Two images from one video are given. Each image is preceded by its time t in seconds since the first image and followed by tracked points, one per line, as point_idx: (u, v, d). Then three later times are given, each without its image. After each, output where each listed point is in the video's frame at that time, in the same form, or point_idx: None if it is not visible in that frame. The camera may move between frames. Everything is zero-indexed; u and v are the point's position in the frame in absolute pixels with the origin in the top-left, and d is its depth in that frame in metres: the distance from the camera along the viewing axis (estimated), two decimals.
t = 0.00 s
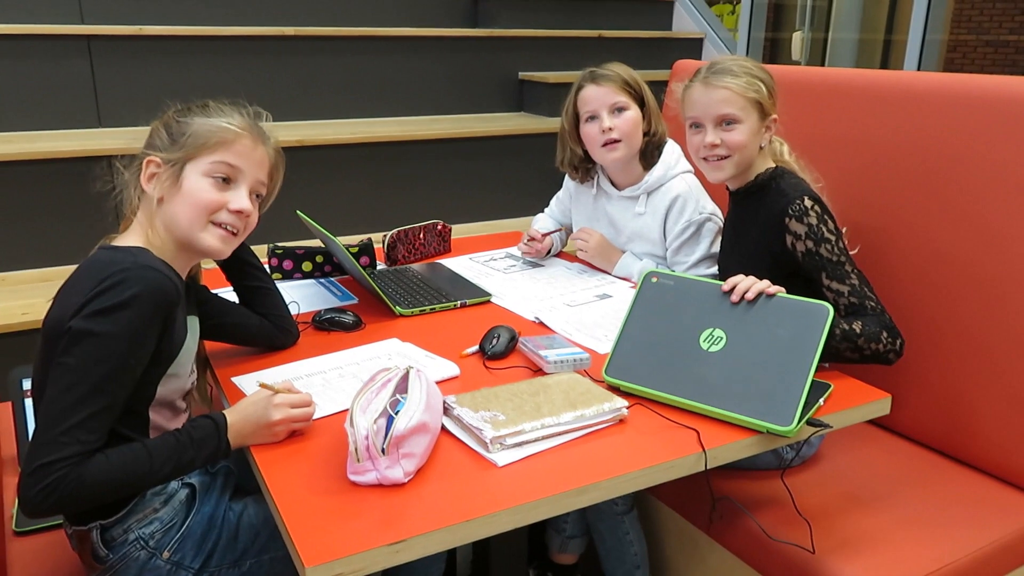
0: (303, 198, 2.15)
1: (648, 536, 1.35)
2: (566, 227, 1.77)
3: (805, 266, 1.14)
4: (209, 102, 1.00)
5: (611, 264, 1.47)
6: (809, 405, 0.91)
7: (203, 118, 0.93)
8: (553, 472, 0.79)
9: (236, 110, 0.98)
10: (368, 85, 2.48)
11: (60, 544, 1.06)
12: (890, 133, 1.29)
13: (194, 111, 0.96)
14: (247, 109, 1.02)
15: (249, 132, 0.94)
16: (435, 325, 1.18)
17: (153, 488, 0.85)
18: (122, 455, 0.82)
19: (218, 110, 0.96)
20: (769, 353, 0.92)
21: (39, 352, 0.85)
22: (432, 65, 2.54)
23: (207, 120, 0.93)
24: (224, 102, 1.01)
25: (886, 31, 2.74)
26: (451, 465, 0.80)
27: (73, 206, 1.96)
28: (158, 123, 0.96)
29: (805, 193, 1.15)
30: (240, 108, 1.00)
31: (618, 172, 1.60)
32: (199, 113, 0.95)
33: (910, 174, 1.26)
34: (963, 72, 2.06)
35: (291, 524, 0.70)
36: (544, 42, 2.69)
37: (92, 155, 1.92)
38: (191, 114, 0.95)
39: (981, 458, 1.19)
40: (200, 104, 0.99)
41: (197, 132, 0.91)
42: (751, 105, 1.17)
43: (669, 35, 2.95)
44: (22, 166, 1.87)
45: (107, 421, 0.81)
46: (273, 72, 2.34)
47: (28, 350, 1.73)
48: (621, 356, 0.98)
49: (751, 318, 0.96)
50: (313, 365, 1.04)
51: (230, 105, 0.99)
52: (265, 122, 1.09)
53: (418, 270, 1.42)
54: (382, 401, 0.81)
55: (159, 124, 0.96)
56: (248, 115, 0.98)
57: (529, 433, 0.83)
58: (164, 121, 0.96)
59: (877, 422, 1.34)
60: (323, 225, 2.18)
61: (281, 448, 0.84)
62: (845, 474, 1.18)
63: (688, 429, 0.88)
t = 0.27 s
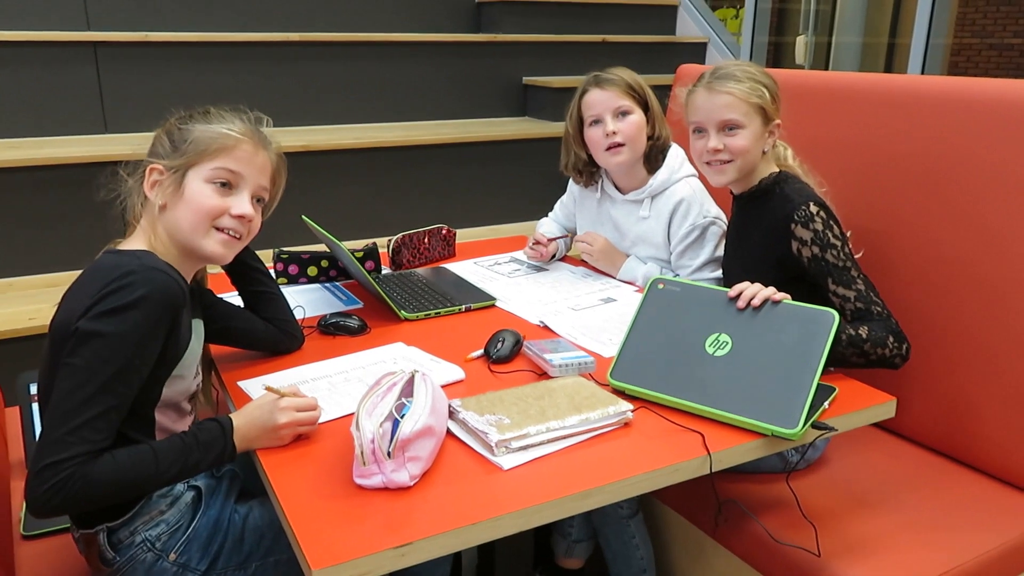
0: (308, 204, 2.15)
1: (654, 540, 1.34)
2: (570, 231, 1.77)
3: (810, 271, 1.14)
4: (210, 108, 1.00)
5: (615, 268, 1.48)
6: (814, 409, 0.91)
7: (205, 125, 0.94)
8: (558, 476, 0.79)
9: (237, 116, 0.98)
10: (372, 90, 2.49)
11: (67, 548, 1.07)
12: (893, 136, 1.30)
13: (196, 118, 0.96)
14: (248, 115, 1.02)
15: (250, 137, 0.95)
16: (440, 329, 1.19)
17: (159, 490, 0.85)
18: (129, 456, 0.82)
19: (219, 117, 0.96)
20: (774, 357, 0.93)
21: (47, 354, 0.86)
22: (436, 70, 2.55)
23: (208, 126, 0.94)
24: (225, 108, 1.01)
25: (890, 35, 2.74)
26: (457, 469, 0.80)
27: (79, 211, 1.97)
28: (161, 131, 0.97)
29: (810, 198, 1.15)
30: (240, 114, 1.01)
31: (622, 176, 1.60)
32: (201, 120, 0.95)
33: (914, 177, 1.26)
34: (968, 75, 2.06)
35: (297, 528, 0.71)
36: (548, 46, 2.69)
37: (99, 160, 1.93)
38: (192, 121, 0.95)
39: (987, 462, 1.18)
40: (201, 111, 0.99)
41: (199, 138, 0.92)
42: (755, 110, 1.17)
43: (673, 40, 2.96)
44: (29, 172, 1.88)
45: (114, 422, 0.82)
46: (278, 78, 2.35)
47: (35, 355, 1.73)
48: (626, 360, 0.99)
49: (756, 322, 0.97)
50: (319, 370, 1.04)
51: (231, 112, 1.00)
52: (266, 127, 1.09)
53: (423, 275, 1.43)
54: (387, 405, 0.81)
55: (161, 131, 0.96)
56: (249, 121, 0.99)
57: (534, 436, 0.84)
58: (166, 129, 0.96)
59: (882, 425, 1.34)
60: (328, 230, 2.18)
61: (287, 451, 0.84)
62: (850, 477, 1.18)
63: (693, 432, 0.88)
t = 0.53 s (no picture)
0: (312, 208, 2.16)
1: (658, 545, 1.34)
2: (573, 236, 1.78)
3: (814, 276, 1.14)
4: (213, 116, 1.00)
5: (619, 273, 1.48)
6: (818, 413, 0.91)
7: (206, 131, 0.94)
8: (562, 481, 0.79)
9: (239, 123, 0.99)
10: (376, 95, 2.50)
11: (71, 553, 1.07)
12: (896, 141, 1.30)
13: (198, 125, 0.97)
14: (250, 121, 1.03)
15: (252, 144, 0.95)
16: (443, 335, 1.19)
17: (162, 493, 0.85)
18: (130, 459, 0.82)
19: (221, 123, 0.97)
20: (777, 361, 0.92)
21: (49, 357, 0.86)
22: (440, 75, 2.56)
23: (210, 132, 0.94)
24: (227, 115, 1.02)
25: (894, 39, 2.74)
26: (460, 474, 0.80)
27: (84, 217, 1.97)
28: (163, 137, 0.97)
29: (814, 203, 1.15)
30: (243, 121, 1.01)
31: (625, 181, 1.60)
32: (202, 127, 0.96)
33: (917, 181, 1.26)
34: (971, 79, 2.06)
35: (301, 534, 0.71)
36: (551, 51, 2.70)
37: (104, 166, 1.94)
38: (194, 128, 0.96)
39: (992, 467, 1.18)
40: (203, 117, 1.00)
41: (201, 144, 0.92)
42: (758, 115, 1.18)
43: (676, 44, 2.96)
44: (34, 178, 1.88)
45: (116, 424, 0.82)
46: (282, 84, 2.35)
47: (39, 360, 1.74)
48: (630, 365, 0.99)
49: (758, 327, 0.96)
50: (322, 375, 1.04)
51: (234, 119, 1.00)
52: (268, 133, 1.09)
53: (427, 280, 1.43)
54: (391, 410, 0.81)
55: (163, 138, 0.97)
56: (251, 127, 0.99)
57: (538, 441, 0.84)
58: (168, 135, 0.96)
59: (887, 430, 1.34)
60: (332, 235, 2.19)
61: (290, 456, 0.84)
62: (854, 482, 1.18)
63: (696, 437, 0.88)
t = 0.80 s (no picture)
0: (310, 208, 2.16)
1: (656, 545, 1.34)
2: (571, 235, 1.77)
3: (813, 275, 1.14)
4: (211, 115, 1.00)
5: (617, 272, 1.48)
6: (816, 412, 0.91)
7: (205, 131, 0.94)
8: (560, 480, 0.79)
9: (237, 122, 0.99)
10: (373, 95, 2.50)
11: (68, 553, 1.07)
12: (894, 140, 1.30)
13: (196, 124, 0.96)
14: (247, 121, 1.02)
15: (251, 144, 0.95)
16: (441, 334, 1.18)
17: (160, 493, 0.85)
18: (130, 457, 0.82)
19: (220, 123, 0.96)
20: (775, 359, 0.92)
21: (49, 355, 0.86)
22: (437, 75, 2.56)
23: (208, 132, 0.94)
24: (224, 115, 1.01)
25: (891, 38, 2.74)
26: (458, 474, 0.80)
27: (81, 216, 1.97)
28: (161, 137, 0.97)
29: (812, 202, 1.15)
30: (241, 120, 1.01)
31: (623, 180, 1.60)
32: (201, 126, 0.95)
33: (914, 180, 1.26)
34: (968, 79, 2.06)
35: (299, 534, 0.71)
36: (548, 51, 2.70)
37: (101, 166, 1.93)
38: (192, 128, 0.95)
39: (990, 466, 1.18)
40: (201, 117, 0.99)
41: (200, 144, 0.92)
42: (754, 115, 1.18)
43: (673, 44, 2.96)
44: (31, 178, 1.88)
45: (115, 422, 0.82)
46: (279, 83, 2.35)
47: (36, 361, 1.73)
48: (628, 364, 0.99)
49: (757, 326, 0.96)
50: (320, 375, 1.04)
51: (232, 119, 1.00)
52: (266, 132, 1.09)
53: (424, 279, 1.43)
54: (388, 410, 0.81)
55: (161, 138, 0.96)
56: (249, 127, 0.99)
57: (536, 441, 0.84)
58: (167, 135, 0.96)
59: (884, 429, 1.34)
60: (329, 234, 2.19)
61: (288, 456, 0.84)
62: (852, 481, 1.18)
63: (694, 436, 0.88)
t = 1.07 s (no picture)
0: (307, 210, 2.16)
1: (653, 546, 1.34)
2: (569, 236, 1.77)
3: (812, 277, 1.14)
4: (193, 113, 0.98)
5: (614, 274, 1.48)
6: (813, 414, 0.91)
7: (191, 135, 0.93)
8: (557, 483, 0.79)
9: (221, 121, 0.98)
10: (371, 96, 2.50)
11: (65, 556, 1.06)
12: (892, 142, 1.30)
13: (178, 126, 0.95)
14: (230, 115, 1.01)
15: (238, 145, 0.94)
16: (439, 337, 1.18)
17: (157, 497, 0.85)
18: (128, 461, 0.82)
19: (203, 124, 0.95)
20: (773, 361, 0.92)
21: (47, 358, 0.86)
22: (435, 76, 2.56)
23: (193, 135, 0.93)
24: (207, 112, 1.00)
25: (888, 40, 2.74)
26: (455, 476, 0.80)
27: (79, 218, 1.97)
28: (145, 141, 0.95)
29: (808, 204, 1.15)
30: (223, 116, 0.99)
31: (620, 181, 1.60)
32: (185, 129, 0.94)
33: (912, 182, 1.26)
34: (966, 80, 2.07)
35: (295, 536, 0.71)
36: (546, 53, 2.70)
37: (99, 168, 1.93)
38: (176, 130, 0.94)
39: (987, 467, 1.18)
40: (183, 116, 0.98)
41: (187, 150, 0.91)
42: (741, 121, 1.17)
43: (671, 45, 2.96)
44: (28, 180, 1.88)
45: (114, 426, 0.81)
46: (277, 85, 2.35)
47: (33, 363, 1.73)
48: (625, 366, 0.99)
49: (755, 328, 0.96)
50: (318, 377, 1.04)
51: (214, 116, 0.98)
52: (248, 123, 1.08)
53: (422, 281, 1.43)
54: (385, 412, 0.81)
55: (145, 142, 0.95)
56: (235, 125, 0.98)
57: (533, 443, 0.83)
58: (150, 139, 0.95)
59: (882, 430, 1.34)
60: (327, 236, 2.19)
61: (285, 459, 0.84)
62: (850, 482, 1.18)
63: (691, 438, 0.88)
